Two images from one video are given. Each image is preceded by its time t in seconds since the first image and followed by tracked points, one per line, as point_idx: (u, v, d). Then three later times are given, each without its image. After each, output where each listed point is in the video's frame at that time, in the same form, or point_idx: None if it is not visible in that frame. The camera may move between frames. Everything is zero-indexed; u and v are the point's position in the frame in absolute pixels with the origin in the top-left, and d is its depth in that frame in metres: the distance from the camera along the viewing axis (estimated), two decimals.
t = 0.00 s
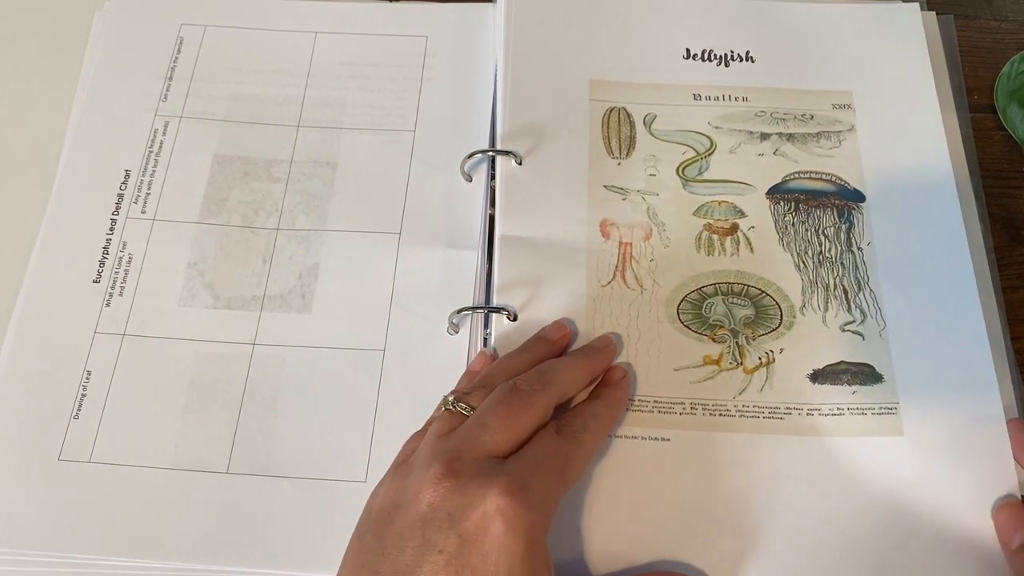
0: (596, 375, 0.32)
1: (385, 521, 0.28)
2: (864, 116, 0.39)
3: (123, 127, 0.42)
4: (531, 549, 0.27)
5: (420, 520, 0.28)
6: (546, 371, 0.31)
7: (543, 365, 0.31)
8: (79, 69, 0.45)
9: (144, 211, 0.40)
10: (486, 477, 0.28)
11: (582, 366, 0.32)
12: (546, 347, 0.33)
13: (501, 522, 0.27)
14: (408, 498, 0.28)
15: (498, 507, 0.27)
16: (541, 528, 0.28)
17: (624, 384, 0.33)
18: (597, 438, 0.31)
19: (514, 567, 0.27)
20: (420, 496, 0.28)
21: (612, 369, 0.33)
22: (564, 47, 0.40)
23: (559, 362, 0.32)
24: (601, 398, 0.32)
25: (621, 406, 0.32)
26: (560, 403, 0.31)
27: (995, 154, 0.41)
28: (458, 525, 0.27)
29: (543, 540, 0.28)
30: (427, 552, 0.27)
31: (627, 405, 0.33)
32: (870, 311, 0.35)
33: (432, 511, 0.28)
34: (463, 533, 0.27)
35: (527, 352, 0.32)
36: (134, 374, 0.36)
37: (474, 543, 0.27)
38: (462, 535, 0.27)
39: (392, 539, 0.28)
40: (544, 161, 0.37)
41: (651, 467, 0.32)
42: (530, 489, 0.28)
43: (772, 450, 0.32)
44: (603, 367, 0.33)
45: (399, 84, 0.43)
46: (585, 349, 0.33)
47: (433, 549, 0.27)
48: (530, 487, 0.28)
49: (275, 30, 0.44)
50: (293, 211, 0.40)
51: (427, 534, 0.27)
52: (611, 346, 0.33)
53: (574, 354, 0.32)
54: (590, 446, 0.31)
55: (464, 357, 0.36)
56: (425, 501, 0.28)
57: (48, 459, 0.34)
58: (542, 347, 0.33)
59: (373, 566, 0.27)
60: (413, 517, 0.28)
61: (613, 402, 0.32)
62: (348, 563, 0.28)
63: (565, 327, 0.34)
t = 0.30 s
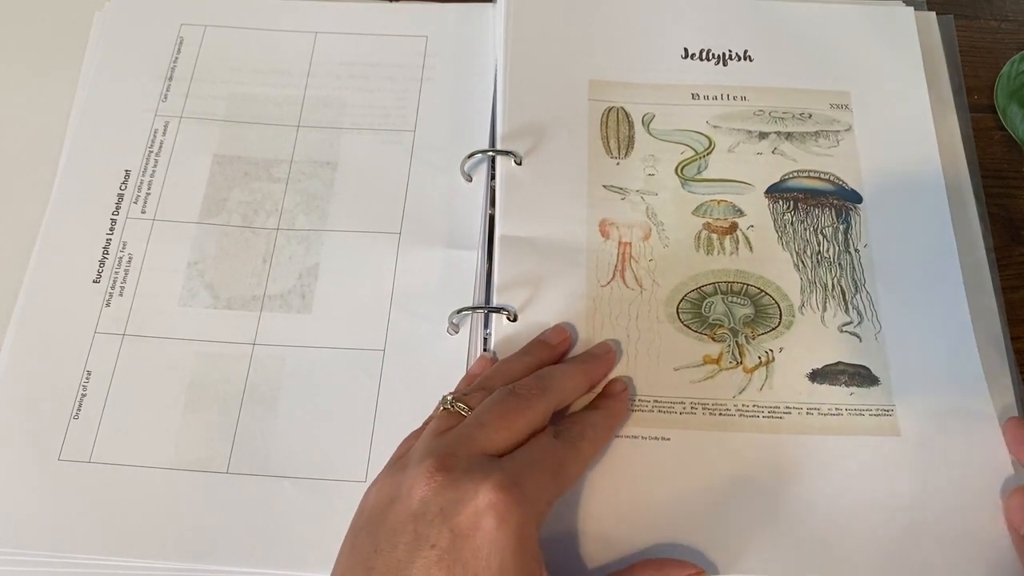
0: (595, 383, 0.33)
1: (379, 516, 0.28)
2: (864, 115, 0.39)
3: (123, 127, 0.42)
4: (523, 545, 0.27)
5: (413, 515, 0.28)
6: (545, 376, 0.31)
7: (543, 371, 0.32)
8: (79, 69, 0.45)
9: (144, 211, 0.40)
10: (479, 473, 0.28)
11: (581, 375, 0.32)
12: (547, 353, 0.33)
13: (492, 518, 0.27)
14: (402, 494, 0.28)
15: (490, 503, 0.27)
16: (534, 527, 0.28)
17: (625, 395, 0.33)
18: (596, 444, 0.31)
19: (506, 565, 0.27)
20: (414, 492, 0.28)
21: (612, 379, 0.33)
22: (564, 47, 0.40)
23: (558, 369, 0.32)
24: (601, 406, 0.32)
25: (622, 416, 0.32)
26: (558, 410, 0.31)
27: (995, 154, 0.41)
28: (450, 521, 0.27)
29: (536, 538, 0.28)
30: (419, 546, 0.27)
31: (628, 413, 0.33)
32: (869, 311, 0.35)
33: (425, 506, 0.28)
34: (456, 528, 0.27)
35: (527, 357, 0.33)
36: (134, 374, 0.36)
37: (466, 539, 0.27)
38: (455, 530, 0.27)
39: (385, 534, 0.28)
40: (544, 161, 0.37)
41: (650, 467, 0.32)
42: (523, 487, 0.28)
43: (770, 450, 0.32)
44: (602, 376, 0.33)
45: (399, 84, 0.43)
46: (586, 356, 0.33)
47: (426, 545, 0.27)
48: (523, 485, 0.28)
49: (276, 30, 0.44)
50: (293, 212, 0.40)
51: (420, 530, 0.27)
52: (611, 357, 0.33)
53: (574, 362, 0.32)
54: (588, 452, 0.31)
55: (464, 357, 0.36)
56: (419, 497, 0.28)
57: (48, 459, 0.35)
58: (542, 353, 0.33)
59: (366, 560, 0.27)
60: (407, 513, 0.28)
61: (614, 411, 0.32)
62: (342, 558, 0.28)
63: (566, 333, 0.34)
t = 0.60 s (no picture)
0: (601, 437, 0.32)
1: (371, 525, 0.29)
2: (864, 115, 0.39)
3: (123, 127, 0.42)
4: None
5: (406, 529, 0.28)
6: (552, 420, 0.31)
7: (550, 413, 0.31)
8: (79, 69, 0.45)
9: (144, 211, 0.40)
10: (476, 497, 0.28)
11: (589, 424, 0.31)
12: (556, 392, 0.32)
13: (488, 546, 0.27)
14: (396, 508, 0.28)
15: (487, 531, 0.27)
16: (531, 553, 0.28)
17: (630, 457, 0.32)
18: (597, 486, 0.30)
19: None
20: (409, 507, 0.28)
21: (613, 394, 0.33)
22: (564, 47, 0.40)
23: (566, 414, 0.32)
24: (606, 456, 0.31)
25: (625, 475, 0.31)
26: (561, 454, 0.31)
27: (995, 154, 0.41)
28: (444, 542, 0.28)
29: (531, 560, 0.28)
30: (412, 564, 0.28)
31: (632, 465, 0.32)
32: (869, 311, 0.35)
33: (419, 522, 0.28)
34: (449, 550, 0.27)
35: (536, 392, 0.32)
36: (134, 374, 0.36)
37: (460, 563, 0.27)
38: (448, 553, 0.28)
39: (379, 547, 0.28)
40: (544, 161, 0.37)
41: (650, 467, 0.32)
42: (521, 516, 0.28)
43: (770, 450, 0.32)
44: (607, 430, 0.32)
45: (399, 84, 0.43)
46: (594, 406, 0.32)
47: (418, 563, 0.28)
48: (521, 512, 0.28)
49: (276, 30, 0.44)
50: (293, 212, 0.40)
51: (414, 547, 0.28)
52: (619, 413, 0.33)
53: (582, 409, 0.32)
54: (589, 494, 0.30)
55: (464, 357, 0.36)
56: (414, 513, 0.28)
57: (48, 458, 0.35)
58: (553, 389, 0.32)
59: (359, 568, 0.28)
60: (401, 527, 0.28)
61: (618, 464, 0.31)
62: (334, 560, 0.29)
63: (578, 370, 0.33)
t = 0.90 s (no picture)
0: (603, 458, 0.31)
1: (364, 526, 0.29)
2: (864, 116, 0.39)
3: (123, 127, 0.42)
4: None
5: (398, 531, 0.28)
6: (555, 432, 0.31)
7: (553, 427, 0.31)
8: (79, 69, 0.45)
9: (144, 211, 0.40)
10: (467, 499, 0.28)
11: (591, 442, 0.31)
12: (563, 411, 0.32)
13: (477, 549, 0.27)
14: (388, 509, 0.28)
15: (476, 533, 0.27)
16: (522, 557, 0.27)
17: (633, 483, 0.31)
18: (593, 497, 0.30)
19: None
20: (401, 509, 0.28)
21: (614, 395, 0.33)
22: (564, 47, 0.40)
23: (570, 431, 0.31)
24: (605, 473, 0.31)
25: (623, 495, 0.31)
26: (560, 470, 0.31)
27: (995, 154, 0.41)
28: (435, 547, 0.28)
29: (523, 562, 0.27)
30: (404, 568, 0.28)
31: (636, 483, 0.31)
32: (869, 311, 0.35)
33: (411, 525, 0.28)
34: (440, 554, 0.27)
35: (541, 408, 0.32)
36: (134, 374, 0.36)
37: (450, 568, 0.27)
38: (439, 558, 0.27)
39: (371, 548, 0.29)
40: (543, 161, 0.37)
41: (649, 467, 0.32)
42: (512, 519, 0.27)
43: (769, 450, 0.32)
44: (611, 454, 0.32)
45: (400, 84, 0.43)
46: (599, 430, 0.32)
47: (410, 567, 0.28)
48: (512, 516, 0.27)
49: (275, 30, 0.44)
50: (293, 212, 0.40)
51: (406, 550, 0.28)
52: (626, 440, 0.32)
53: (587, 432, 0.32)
54: (585, 505, 0.29)
55: (464, 357, 0.36)
56: (406, 515, 0.28)
57: (48, 458, 0.35)
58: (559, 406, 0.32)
59: (352, 569, 0.28)
60: (393, 529, 0.28)
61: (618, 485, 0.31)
62: (328, 561, 0.29)
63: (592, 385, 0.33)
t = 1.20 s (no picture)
0: (604, 455, 0.31)
1: (361, 518, 0.29)
2: (864, 116, 0.39)
3: (123, 128, 0.42)
4: None
5: (394, 522, 0.28)
6: (558, 425, 0.31)
7: (555, 420, 0.31)
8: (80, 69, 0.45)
9: (144, 211, 0.40)
10: (465, 489, 0.28)
11: (594, 437, 0.31)
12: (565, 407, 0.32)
13: (473, 538, 0.27)
14: (385, 500, 0.28)
15: (473, 522, 0.27)
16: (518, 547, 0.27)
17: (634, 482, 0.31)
18: (591, 491, 0.30)
19: None
20: (398, 499, 0.28)
21: (614, 395, 0.33)
22: (564, 47, 0.40)
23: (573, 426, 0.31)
24: (605, 471, 0.31)
25: (622, 493, 0.31)
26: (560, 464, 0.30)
27: (995, 154, 0.41)
28: (432, 537, 0.27)
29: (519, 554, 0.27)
30: (400, 558, 0.28)
31: (637, 483, 0.31)
32: (868, 311, 0.35)
33: (408, 515, 0.28)
34: (437, 544, 0.27)
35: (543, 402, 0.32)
36: (134, 374, 0.36)
37: (446, 558, 0.27)
38: (435, 548, 0.27)
39: (367, 539, 0.28)
40: (543, 161, 0.37)
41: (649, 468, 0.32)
42: (509, 510, 0.27)
43: (768, 450, 0.32)
44: (614, 453, 0.31)
45: (400, 84, 0.43)
46: (601, 428, 0.32)
47: (406, 558, 0.28)
48: (510, 506, 0.27)
49: (275, 30, 0.44)
50: (293, 212, 0.40)
51: (402, 540, 0.28)
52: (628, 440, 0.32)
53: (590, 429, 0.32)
54: (583, 498, 0.29)
55: (464, 357, 0.36)
56: (403, 506, 0.28)
57: (48, 458, 0.35)
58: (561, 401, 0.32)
59: (347, 561, 0.28)
60: (390, 520, 0.28)
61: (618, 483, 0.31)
62: (323, 555, 0.29)
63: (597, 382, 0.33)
